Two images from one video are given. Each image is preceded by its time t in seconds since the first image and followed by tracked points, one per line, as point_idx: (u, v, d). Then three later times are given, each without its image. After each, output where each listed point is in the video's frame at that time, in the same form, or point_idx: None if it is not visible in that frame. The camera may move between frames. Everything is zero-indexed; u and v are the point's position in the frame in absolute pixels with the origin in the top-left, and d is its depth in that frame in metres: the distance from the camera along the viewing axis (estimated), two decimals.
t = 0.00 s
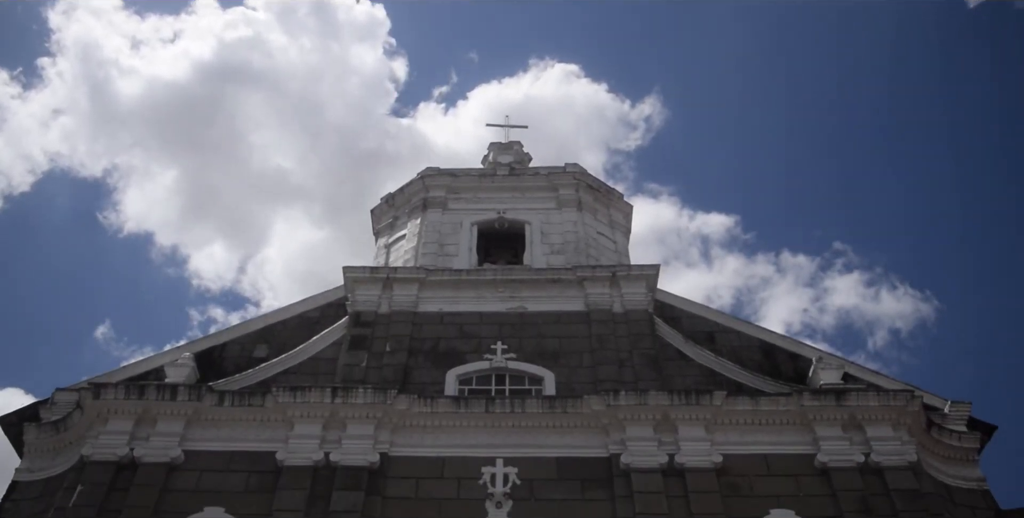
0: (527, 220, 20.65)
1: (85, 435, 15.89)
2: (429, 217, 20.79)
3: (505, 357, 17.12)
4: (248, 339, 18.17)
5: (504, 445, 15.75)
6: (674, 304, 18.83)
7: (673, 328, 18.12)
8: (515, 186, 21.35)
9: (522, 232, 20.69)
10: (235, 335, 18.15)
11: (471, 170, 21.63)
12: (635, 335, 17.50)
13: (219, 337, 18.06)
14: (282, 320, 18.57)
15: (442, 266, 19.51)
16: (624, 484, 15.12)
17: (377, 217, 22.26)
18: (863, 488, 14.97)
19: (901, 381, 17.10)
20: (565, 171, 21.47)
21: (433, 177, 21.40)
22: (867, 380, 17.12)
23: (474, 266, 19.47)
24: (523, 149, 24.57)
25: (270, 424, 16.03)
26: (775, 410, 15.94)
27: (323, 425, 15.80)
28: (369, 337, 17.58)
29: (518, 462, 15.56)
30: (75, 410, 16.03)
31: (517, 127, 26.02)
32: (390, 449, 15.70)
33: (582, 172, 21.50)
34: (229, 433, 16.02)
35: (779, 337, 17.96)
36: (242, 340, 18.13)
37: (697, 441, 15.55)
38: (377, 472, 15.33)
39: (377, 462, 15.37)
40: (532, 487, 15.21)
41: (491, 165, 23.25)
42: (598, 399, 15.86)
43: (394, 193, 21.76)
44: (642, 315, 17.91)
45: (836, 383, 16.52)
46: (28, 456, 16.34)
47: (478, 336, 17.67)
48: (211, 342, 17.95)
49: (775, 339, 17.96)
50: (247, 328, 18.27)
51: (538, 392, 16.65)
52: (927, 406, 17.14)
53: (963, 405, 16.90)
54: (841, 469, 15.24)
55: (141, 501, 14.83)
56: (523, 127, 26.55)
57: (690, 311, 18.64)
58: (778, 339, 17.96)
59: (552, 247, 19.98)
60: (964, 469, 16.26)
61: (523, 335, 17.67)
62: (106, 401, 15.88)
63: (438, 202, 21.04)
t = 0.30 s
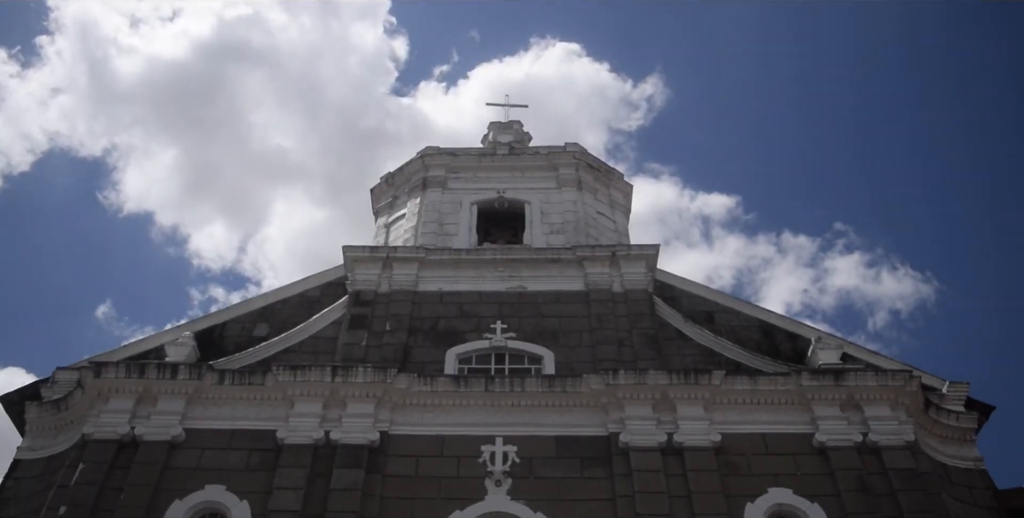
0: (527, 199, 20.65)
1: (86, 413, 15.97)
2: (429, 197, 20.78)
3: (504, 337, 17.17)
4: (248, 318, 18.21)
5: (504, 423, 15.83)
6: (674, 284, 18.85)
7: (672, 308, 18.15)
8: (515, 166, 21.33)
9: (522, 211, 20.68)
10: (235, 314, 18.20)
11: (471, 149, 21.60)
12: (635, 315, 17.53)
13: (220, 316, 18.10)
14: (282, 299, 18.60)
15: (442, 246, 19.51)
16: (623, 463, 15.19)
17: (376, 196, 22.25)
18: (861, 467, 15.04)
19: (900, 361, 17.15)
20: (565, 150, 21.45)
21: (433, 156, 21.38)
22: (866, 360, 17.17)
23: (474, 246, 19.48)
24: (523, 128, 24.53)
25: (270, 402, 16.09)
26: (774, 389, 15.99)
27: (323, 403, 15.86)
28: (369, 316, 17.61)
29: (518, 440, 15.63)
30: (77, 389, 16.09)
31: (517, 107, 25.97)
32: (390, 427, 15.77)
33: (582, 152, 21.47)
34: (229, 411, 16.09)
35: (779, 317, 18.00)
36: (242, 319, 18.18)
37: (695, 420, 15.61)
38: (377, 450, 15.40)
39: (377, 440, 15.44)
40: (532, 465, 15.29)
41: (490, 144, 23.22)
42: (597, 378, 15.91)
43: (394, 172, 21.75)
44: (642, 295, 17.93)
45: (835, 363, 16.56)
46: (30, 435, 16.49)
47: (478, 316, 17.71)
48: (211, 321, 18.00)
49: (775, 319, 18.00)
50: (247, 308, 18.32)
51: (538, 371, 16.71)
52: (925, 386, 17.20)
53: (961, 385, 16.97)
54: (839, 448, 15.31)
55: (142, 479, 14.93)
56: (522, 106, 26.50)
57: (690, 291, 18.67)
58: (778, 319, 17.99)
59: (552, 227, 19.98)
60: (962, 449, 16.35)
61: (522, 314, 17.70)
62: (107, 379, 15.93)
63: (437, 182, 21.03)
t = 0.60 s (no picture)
0: (527, 179, 20.63)
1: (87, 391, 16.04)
2: (429, 176, 20.76)
3: (504, 316, 17.20)
4: (248, 297, 18.24)
5: (503, 402, 15.89)
6: (674, 264, 18.86)
7: (672, 287, 18.16)
8: (515, 145, 21.30)
9: (522, 191, 20.67)
10: (235, 293, 18.23)
11: (471, 128, 21.56)
12: (634, 294, 17.56)
13: (220, 294, 18.14)
14: (283, 278, 18.63)
15: (442, 225, 19.51)
16: (622, 441, 15.26)
17: (376, 175, 22.22)
18: (859, 446, 15.11)
19: (898, 341, 17.20)
20: (566, 129, 21.41)
21: (433, 135, 21.34)
22: (864, 339, 17.21)
23: (474, 225, 19.48)
24: (523, 107, 24.48)
25: (271, 381, 16.15)
26: (772, 369, 16.03)
27: (323, 382, 15.92)
28: (369, 296, 17.63)
29: (517, 419, 15.69)
30: (78, 367, 16.14)
31: (518, 86, 25.89)
32: (390, 406, 15.83)
33: (583, 131, 21.44)
34: (230, 390, 16.15)
35: (779, 296, 18.02)
36: (242, 298, 18.21)
37: (694, 399, 15.67)
38: (377, 428, 15.47)
39: (377, 418, 15.50)
40: (531, 443, 15.36)
41: (490, 123, 23.17)
42: (597, 357, 15.96)
43: (394, 152, 21.71)
44: (642, 275, 17.95)
45: (834, 342, 16.59)
46: (31, 413, 16.58)
47: (478, 295, 17.74)
48: (211, 300, 18.03)
49: (775, 299, 18.02)
50: (247, 287, 18.34)
51: (537, 350, 16.76)
52: (924, 366, 17.25)
53: (960, 365, 17.02)
54: (837, 428, 15.37)
55: (143, 458, 15.00)
56: (523, 85, 26.41)
57: (690, 271, 18.68)
58: (778, 299, 18.01)
59: (552, 207, 19.97)
60: (959, 429, 16.43)
61: (522, 294, 17.73)
62: (108, 358, 15.98)
63: (437, 161, 21.00)
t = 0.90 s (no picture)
0: (527, 158, 20.60)
1: (88, 370, 16.09)
2: (428, 155, 20.73)
3: (504, 295, 17.22)
4: (248, 276, 18.26)
5: (502, 381, 15.93)
6: (674, 243, 18.85)
7: (672, 267, 18.17)
8: (515, 124, 21.25)
9: (522, 170, 20.64)
10: (235, 272, 18.24)
11: (471, 107, 21.50)
12: (634, 274, 17.56)
13: (220, 273, 18.15)
14: (283, 257, 18.64)
15: (442, 204, 19.49)
16: (621, 420, 15.31)
17: (375, 154, 22.18)
18: (857, 425, 15.16)
19: (898, 321, 17.23)
20: (566, 108, 21.36)
21: (432, 114, 21.29)
22: (864, 320, 17.24)
23: (474, 204, 19.46)
24: (524, 86, 24.41)
25: (271, 359, 16.19)
26: (771, 348, 16.07)
27: (323, 360, 15.96)
28: (368, 275, 17.63)
29: (517, 397, 15.74)
30: (78, 346, 16.18)
31: (518, 64, 25.81)
32: (390, 384, 15.87)
33: (583, 110, 21.38)
34: (230, 368, 16.19)
35: (779, 276, 18.02)
36: (242, 277, 18.23)
37: (693, 378, 15.70)
38: (377, 406, 15.52)
39: (377, 397, 15.55)
40: (531, 422, 15.42)
41: (490, 102, 23.12)
42: (596, 335, 15.99)
43: (393, 130, 21.67)
44: (641, 254, 17.95)
45: (834, 322, 16.61)
46: (32, 392, 16.64)
47: (478, 274, 17.75)
48: (211, 279, 18.05)
49: (775, 279, 18.03)
50: (247, 266, 18.35)
51: (537, 329, 16.79)
52: (923, 346, 17.28)
53: (958, 345, 17.05)
54: (835, 407, 15.42)
55: (144, 436, 15.06)
56: (523, 64, 26.31)
57: (689, 251, 18.68)
58: (778, 279, 18.01)
59: (552, 186, 19.95)
60: (957, 409, 16.49)
61: (522, 273, 17.73)
62: (108, 336, 16.01)
63: (437, 140, 20.96)
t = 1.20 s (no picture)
0: (527, 137, 20.56)
1: (89, 349, 16.12)
2: (428, 134, 20.68)
3: (504, 275, 17.23)
4: (247, 256, 18.26)
5: (502, 361, 15.97)
6: (674, 223, 18.83)
7: (672, 247, 18.16)
8: (515, 103, 21.20)
9: (522, 149, 20.59)
10: (235, 251, 18.25)
11: (470, 86, 21.43)
12: (634, 253, 17.56)
13: (220, 253, 18.15)
14: (283, 236, 18.64)
15: (442, 184, 19.46)
16: (621, 399, 15.35)
17: (375, 134, 22.13)
18: (855, 405, 15.21)
19: (897, 302, 17.24)
20: (566, 87, 21.29)
21: (432, 93, 21.22)
22: (864, 300, 17.25)
23: (474, 184, 19.43)
24: (524, 66, 24.33)
25: (271, 338, 16.22)
26: (771, 327, 16.09)
27: (323, 340, 15.99)
28: (368, 254, 17.63)
29: (517, 377, 15.78)
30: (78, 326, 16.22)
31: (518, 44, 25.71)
32: (390, 364, 15.91)
33: (583, 90, 21.32)
34: (230, 347, 16.22)
35: (779, 257, 18.01)
36: (242, 257, 18.23)
37: (693, 358, 15.73)
38: (377, 386, 15.55)
39: (377, 376, 15.58)
40: (530, 401, 15.46)
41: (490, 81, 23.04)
42: (596, 315, 16.01)
43: (393, 110, 21.61)
44: (641, 234, 17.94)
45: (833, 302, 16.62)
46: (34, 371, 16.69)
47: (477, 253, 17.75)
48: (211, 259, 18.05)
49: (775, 259, 18.02)
50: (246, 245, 18.35)
51: (536, 308, 16.82)
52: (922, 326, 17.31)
53: (957, 325, 17.08)
54: (834, 387, 15.45)
55: (146, 415, 15.12)
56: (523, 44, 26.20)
57: (689, 231, 18.66)
58: (778, 260, 18.01)
59: (552, 165, 19.91)
60: (955, 389, 16.54)
61: (522, 253, 17.73)
62: (109, 315, 16.04)
63: (437, 119, 20.90)
